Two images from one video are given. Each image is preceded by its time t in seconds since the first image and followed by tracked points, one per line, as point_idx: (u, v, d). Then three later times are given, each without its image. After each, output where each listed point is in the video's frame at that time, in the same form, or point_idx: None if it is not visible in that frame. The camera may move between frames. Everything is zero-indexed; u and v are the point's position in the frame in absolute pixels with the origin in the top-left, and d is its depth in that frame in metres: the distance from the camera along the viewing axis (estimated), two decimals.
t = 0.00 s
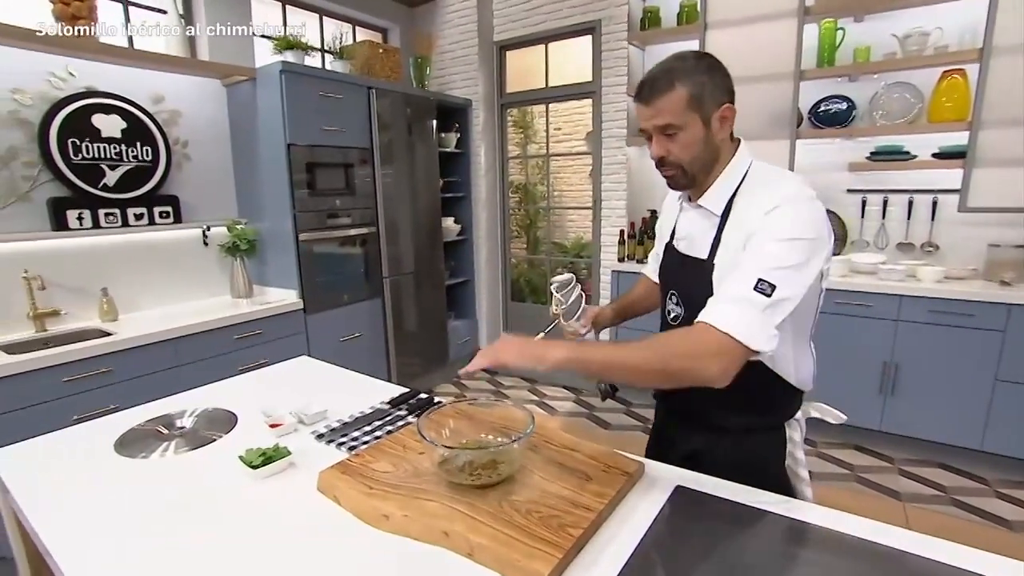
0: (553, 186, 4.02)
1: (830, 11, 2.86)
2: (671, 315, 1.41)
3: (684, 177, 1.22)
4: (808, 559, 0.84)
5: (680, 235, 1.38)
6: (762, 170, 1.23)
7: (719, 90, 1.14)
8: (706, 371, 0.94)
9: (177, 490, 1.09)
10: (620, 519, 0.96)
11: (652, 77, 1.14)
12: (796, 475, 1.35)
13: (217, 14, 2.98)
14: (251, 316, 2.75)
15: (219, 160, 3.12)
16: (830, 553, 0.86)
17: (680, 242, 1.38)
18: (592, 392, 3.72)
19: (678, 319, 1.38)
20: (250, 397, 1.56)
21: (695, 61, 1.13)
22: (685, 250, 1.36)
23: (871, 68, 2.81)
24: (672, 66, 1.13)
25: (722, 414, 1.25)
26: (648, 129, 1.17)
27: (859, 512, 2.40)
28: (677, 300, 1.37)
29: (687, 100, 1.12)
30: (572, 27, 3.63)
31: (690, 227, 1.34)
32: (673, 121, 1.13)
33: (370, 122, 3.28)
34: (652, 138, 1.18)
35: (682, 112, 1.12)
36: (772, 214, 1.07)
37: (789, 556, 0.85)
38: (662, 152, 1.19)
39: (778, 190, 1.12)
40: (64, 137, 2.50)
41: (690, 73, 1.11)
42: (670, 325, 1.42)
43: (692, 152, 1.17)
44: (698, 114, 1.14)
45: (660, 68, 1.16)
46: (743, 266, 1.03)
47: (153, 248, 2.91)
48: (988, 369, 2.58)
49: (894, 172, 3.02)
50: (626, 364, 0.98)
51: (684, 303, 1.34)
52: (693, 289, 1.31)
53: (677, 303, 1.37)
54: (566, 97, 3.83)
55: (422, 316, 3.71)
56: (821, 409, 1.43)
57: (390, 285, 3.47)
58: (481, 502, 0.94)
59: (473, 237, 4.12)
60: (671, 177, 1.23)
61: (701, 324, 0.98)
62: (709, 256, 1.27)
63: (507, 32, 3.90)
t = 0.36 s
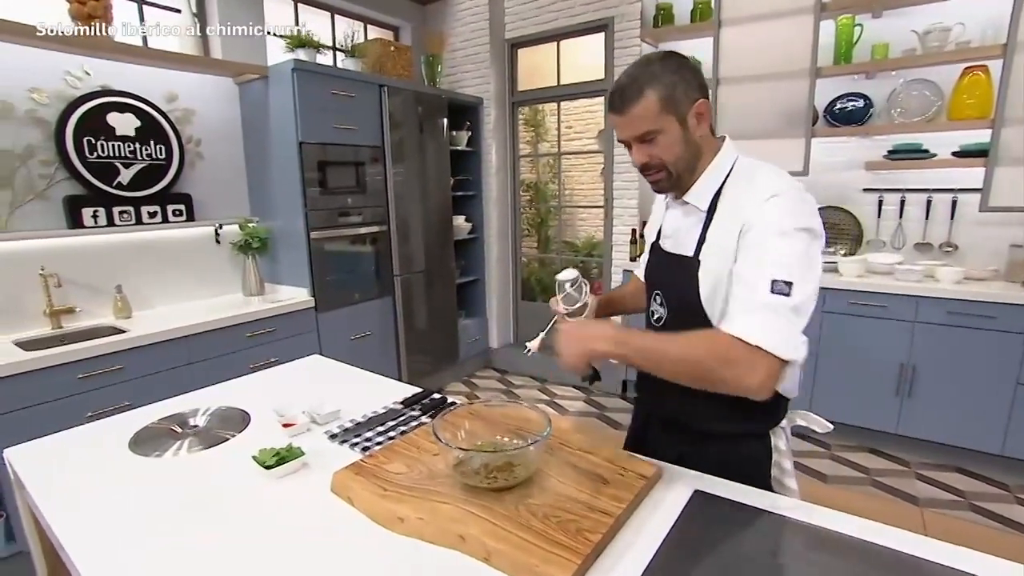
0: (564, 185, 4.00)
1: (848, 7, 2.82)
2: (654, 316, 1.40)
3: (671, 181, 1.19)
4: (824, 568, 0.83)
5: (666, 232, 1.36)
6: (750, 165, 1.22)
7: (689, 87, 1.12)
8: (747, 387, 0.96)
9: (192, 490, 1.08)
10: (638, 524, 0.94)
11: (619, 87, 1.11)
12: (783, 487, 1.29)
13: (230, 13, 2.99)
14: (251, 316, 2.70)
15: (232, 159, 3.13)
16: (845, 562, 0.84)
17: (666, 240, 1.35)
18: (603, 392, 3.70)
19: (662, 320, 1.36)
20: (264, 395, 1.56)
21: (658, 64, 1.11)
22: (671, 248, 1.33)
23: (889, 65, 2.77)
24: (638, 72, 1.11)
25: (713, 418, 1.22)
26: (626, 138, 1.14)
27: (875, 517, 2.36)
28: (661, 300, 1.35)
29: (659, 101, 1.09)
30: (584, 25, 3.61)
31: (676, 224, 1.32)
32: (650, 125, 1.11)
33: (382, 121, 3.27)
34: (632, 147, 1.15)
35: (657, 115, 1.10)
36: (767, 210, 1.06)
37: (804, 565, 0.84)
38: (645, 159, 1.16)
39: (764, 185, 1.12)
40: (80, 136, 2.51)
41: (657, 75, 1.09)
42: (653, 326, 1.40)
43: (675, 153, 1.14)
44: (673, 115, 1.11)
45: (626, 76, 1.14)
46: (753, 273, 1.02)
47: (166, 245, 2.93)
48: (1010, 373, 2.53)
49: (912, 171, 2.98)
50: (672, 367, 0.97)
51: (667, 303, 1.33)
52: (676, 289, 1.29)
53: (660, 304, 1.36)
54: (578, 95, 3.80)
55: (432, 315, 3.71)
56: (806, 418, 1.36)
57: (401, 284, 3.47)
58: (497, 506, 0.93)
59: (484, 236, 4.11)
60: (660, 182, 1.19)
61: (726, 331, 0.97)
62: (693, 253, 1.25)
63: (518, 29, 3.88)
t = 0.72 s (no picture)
0: (578, 187, 3.99)
1: (866, 6, 2.79)
2: (625, 315, 1.39)
3: (642, 185, 1.28)
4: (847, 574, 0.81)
5: (635, 237, 1.43)
6: (710, 178, 1.35)
7: (667, 101, 1.24)
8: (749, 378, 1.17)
9: (213, 490, 1.08)
10: (659, 531, 0.93)
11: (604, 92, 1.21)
12: (737, 453, 1.42)
13: (246, 17, 3.01)
14: (273, 316, 2.75)
15: (247, 162, 3.15)
16: (866, 569, 0.83)
17: (636, 244, 1.42)
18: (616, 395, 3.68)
19: (637, 317, 1.36)
20: (280, 396, 1.57)
21: (642, 78, 1.23)
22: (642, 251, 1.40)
23: (909, 64, 2.73)
24: (623, 82, 1.22)
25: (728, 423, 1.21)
26: (605, 141, 1.23)
27: (897, 524, 2.32)
28: (635, 298, 1.35)
29: (641, 109, 1.20)
30: (598, 26, 3.60)
31: (649, 229, 1.40)
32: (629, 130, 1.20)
33: (396, 123, 3.28)
34: (610, 149, 1.25)
35: (637, 121, 1.20)
36: (746, 225, 1.20)
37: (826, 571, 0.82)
38: (619, 161, 1.25)
39: (729, 202, 1.26)
40: (100, 139, 2.54)
41: (641, 87, 1.20)
42: (626, 324, 1.39)
43: (648, 159, 1.24)
44: (651, 124, 1.22)
45: (612, 85, 1.24)
46: (743, 287, 1.16)
47: (183, 247, 2.95)
48: None
49: (932, 172, 2.93)
50: (684, 375, 1.20)
51: (644, 299, 1.34)
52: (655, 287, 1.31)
53: (635, 301, 1.35)
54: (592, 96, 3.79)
55: (445, 317, 3.71)
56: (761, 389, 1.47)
57: (414, 286, 3.47)
58: (517, 511, 0.92)
59: (497, 238, 4.11)
60: (631, 187, 1.29)
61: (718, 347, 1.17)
62: (673, 255, 1.32)
63: (532, 30, 3.88)
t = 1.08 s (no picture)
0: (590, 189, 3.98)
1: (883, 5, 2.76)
2: (621, 301, 1.47)
3: (613, 188, 1.38)
4: None
5: (619, 231, 1.50)
6: (672, 172, 1.47)
7: (625, 111, 1.32)
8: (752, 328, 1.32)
9: (232, 492, 1.09)
10: (677, 535, 0.92)
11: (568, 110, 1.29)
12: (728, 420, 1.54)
13: (261, 22, 3.05)
14: (290, 318, 2.78)
15: (262, 165, 3.18)
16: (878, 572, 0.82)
17: (622, 236, 1.50)
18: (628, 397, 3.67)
19: (635, 300, 1.44)
20: (297, 398, 1.59)
21: (601, 92, 1.31)
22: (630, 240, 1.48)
23: (928, 63, 2.70)
24: (584, 98, 1.29)
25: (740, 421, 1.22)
26: (576, 154, 1.32)
27: (917, 531, 2.27)
28: (630, 282, 1.44)
29: (604, 122, 1.28)
30: (612, 27, 3.59)
31: (630, 220, 1.48)
32: (596, 143, 1.29)
33: (409, 126, 3.30)
34: (581, 161, 1.33)
35: (602, 133, 1.28)
36: (720, 202, 1.38)
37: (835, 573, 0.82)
38: (591, 170, 1.34)
39: (695, 188, 1.42)
40: (119, 143, 2.58)
41: (601, 102, 1.28)
42: (621, 308, 1.47)
43: (616, 166, 1.33)
44: (615, 134, 1.30)
45: (574, 102, 1.31)
46: (729, 252, 1.32)
47: (199, 249, 2.99)
48: None
49: (952, 173, 2.89)
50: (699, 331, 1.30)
51: (641, 282, 1.42)
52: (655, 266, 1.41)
53: (630, 285, 1.44)
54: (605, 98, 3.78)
55: (457, 319, 3.72)
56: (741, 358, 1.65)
57: (427, 288, 3.49)
58: (535, 514, 0.92)
59: (510, 241, 4.11)
60: (604, 191, 1.38)
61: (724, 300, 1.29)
62: (660, 236, 1.43)
63: (545, 32, 3.88)
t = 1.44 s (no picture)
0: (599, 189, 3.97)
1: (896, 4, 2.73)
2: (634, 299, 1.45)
3: (628, 190, 1.39)
4: None
5: (632, 229, 1.48)
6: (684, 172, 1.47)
7: (639, 113, 1.32)
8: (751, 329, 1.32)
9: (244, 490, 1.10)
10: (689, 536, 0.91)
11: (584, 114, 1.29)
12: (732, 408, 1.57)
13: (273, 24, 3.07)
14: (301, 318, 2.79)
15: (272, 166, 3.20)
16: None
17: (636, 235, 1.48)
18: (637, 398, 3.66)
19: (649, 298, 1.43)
20: (307, 397, 1.59)
21: (614, 95, 1.31)
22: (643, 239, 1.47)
23: (942, 62, 2.67)
24: (598, 102, 1.29)
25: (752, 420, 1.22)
26: (592, 157, 1.32)
27: (929, 534, 2.23)
28: (644, 280, 1.43)
29: (621, 125, 1.28)
30: (621, 28, 3.58)
31: (643, 219, 1.47)
32: (613, 146, 1.29)
33: (419, 127, 3.31)
34: (598, 164, 1.34)
35: (619, 136, 1.28)
36: (729, 202, 1.38)
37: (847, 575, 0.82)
38: (608, 173, 1.34)
39: (705, 187, 1.42)
40: (133, 145, 2.61)
41: (616, 105, 1.28)
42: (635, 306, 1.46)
43: (632, 169, 1.34)
44: (631, 136, 1.31)
45: (588, 107, 1.31)
46: (729, 254, 1.33)
47: (210, 250, 3.01)
48: None
49: (966, 172, 2.86)
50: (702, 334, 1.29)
51: (656, 280, 1.42)
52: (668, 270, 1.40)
53: (644, 283, 1.43)
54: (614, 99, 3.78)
55: (466, 319, 3.72)
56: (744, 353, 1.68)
57: (436, 288, 3.49)
58: (547, 514, 0.91)
59: (519, 242, 4.12)
60: (620, 192, 1.39)
61: (727, 301, 1.29)
62: (672, 236, 1.42)
63: (554, 33, 3.88)
